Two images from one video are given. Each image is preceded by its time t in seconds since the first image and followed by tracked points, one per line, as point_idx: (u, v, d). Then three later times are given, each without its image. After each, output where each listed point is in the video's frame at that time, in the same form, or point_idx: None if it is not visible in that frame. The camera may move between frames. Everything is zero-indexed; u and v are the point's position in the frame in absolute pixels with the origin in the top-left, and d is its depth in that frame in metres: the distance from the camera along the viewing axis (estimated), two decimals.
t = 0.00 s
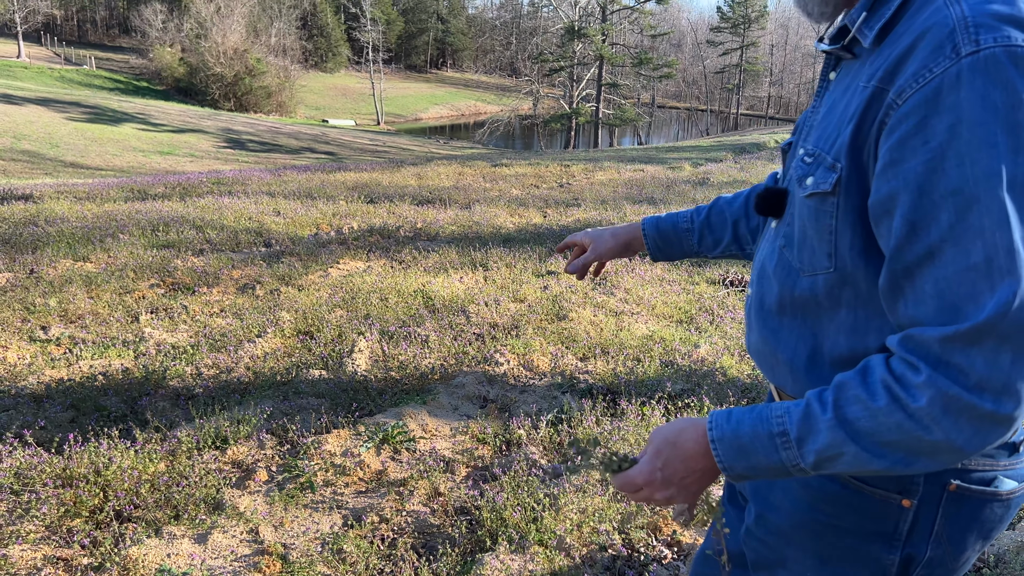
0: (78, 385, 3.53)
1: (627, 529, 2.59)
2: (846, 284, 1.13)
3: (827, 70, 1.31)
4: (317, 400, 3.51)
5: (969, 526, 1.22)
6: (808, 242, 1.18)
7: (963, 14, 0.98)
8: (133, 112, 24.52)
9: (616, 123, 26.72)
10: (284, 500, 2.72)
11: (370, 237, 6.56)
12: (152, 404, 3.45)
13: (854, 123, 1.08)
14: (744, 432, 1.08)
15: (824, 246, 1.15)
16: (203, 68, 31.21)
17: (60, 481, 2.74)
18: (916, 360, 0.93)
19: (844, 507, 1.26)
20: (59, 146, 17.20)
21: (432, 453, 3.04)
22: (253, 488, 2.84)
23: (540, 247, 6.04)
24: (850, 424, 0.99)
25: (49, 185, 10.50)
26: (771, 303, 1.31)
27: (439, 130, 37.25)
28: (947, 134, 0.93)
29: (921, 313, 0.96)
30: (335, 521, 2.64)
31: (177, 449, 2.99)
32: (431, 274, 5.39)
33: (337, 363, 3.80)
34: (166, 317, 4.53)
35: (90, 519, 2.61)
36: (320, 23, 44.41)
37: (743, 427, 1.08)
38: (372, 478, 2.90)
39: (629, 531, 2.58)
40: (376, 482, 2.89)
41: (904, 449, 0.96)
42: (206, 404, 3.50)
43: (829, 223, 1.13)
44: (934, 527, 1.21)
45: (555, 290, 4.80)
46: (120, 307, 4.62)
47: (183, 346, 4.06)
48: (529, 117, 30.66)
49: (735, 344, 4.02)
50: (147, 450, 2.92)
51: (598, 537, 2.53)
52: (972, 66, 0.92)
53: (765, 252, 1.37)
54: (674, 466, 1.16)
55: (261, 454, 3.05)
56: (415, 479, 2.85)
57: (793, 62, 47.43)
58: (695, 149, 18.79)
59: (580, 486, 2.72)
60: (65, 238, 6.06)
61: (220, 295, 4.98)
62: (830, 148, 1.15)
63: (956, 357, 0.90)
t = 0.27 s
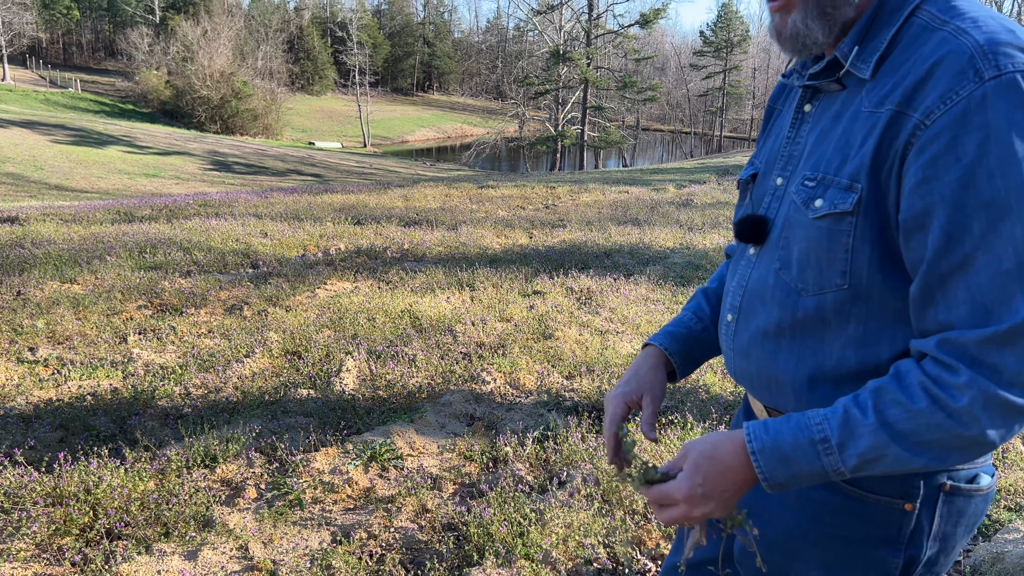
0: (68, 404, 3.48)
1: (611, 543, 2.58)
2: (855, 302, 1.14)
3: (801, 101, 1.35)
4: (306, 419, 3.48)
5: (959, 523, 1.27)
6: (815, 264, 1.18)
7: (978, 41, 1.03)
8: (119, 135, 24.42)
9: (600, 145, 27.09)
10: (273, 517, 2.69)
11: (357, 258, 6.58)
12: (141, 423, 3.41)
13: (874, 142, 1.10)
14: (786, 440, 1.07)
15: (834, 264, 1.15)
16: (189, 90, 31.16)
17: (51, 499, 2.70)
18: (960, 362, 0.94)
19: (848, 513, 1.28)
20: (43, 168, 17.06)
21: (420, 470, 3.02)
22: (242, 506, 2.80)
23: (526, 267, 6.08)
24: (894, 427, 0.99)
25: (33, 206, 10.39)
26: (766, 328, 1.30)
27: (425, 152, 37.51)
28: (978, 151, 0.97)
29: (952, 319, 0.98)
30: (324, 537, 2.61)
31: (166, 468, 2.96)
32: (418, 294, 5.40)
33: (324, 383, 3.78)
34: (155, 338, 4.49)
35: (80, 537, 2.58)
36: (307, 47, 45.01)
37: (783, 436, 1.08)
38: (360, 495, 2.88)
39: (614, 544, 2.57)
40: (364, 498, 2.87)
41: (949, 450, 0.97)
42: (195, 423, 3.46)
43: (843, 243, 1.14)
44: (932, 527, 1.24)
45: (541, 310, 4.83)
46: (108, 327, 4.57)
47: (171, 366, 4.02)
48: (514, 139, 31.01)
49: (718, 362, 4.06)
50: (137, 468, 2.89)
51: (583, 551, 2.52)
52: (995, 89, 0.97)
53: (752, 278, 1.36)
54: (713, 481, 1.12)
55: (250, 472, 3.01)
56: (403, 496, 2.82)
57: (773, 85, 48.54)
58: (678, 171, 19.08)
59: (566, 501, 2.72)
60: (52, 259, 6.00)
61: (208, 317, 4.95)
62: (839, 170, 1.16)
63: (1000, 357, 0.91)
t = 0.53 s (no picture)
0: (35, 439, 3.37)
1: (580, 568, 2.55)
2: (832, 334, 1.20)
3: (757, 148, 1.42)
4: (276, 449, 3.42)
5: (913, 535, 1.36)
6: (795, 300, 1.23)
7: (945, 93, 1.13)
8: (85, 164, 23.94)
9: (570, 173, 27.55)
10: (244, 548, 2.63)
11: (328, 287, 6.55)
12: (110, 456, 3.31)
13: (856, 186, 1.16)
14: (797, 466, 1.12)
15: (817, 300, 1.20)
16: (157, 119, 30.90)
17: (19, 535, 2.62)
18: (956, 387, 1.01)
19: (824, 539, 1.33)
20: (3, 198, 16.60)
21: (390, 499, 2.99)
22: (212, 538, 2.72)
23: (497, 295, 6.13)
24: (897, 447, 1.06)
25: None
26: (741, 362, 1.34)
27: (397, 180, 37.58)
28: (955, 193, 1.05)
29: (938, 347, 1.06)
30: (294, 568, 2.56)
31: (135, 501, 2.88)
32: (389, 323, 5.39)
33: (294, 414, 3.73)
34: (123, 370, 4.37)
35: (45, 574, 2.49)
36: (278, 76, 44.83)
37: (792, 461, 1.13)
38: (331, 525, 2.83)
39: (582, 569, 2.55)
40: (335, 529, 2.82)
41: (945, 466, 1.05)
42: (164, 456, 3.37)
43: (824, 279, 1.19)
44: (894, 541, 1.32)
45: (511, 338, 4.86)
46: (75, 360, 4.45)
47: (141, 398, 3.93)
48: (486, 167, 31.35)
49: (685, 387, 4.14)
50: (105, 502, 2.81)
51: None
52: (968, 137, 1.06)
53: (718, 313, 1.40)
54: (727, 506, 1.17)
55: (220, 504, 2.94)
56: (373, 525, 2.79)
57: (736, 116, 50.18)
58: (647, 198, 19.48)
59: (535, 527, 2.71)
60: (17, 292, 5.85)
61: (178, 348, 4.85)
62: (814, 211, 1.23)
63: (988, 376, 1.01)
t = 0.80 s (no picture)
0: None
1: None
2: (774, 378, 1.29)
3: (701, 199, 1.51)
4: (236, 491, 3.32)
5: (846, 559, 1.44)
6: (741, 345, 1.30)
7: (878, 158, 1.25)
8: (36, 201, 23.13)
9: (533, 206, 27.98)
10: None
11: (289, 324, 6.46)
12: (64, 502, 3.21)
13: (800, 240, 1.25)
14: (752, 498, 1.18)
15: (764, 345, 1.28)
16: (114, 155, 30.32)
17: None
18: (894, 426, 1.11)
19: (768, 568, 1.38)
20: None
21: (351, 540, 2.93)
22: None
23: (460, 330, 6.16)
24: (842, 482, 1.13)
25: None
26: (689, 404, 1.40)
27: (360, 214, 37.45)
28: (892, 250, 1.14)
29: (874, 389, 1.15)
30: None
31: (91, 548, 2.83)
32: (351, 360, 5.33)
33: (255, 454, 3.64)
34: (79, 413, 4.21)
35: None
36: (238, 111, 44.54)
37: (749, 496, 1.19)
38: (291, 567, 2.77)
39: None
40: (295, 571, 2.76)
41: (883, 499, 1.14)
42: (121, 500, 3.27)
43: (769, 327, 1.27)
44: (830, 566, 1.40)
45: (474, 373, 4.87)
46: (28, 405, 4.29)
47: (97, 441, 3.80)
48: (449, 201, 31.58)
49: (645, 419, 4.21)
50: (60, 549, 2.78)
51: None
52: (900, 201, 1.17)
53: (666, 355, 1.46)
54: (685, 535, 1.22)
55: (178, 548, 2.84)
56: (335, 567, 2.73)
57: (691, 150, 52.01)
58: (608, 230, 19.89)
59: (496, 565, 2.69)
60: None
61: (135, 389, 4.70)
62: (760, 262, 1.31)
63: (921, 416, 1.12)
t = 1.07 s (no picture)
0: None
1: None
2: (724, 415, 1.37)
3: (655, 241, 1.59)
4: (201, 531, 3.24)
5: None
6: (690, 384, 1.38)
7: (819, 207, 1.34)
8: None
9: (501, 235, 28.17)
10: None
11: (254, 359, 6.35)
12: (22, 547, 3.12)
13: (746, 284, 1.33)
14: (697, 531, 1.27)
15: (712, 385, 1.36)
16: (75, 188, 29.56)
17: None
18: (832, 463, 1.20)
19: None
20: None
21: None
22: None
23: (428, 362, 6.14)
24: (781, 514, 1.23)
25: None
26: (642, 439, 1.48)
27: (327, 245, 37.12)
28: (832, 297, 1.22)
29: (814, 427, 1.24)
30: None
31: None
32: (317, 395, 5.25)
33: (220, 492, 3.55)
34: (37, 455, 4.11)
35: None
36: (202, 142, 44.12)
37: (693, 526, 1.28)
38: None
39: None
40: None
41: (820, 531, 1.23)
42: (82, 544, 3.17)
43: (716, 367, 1.35)
44: None
45: (442, 406, 4.84)
46: None
47: (57, 484, 3.70)
48: (417, 231, 31.62)
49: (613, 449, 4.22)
50: None
51: None
52: (840, 248, 1.25)
53: (621, 392, 1.54)
54: (634, 563, 1.31)
55: None
56: None
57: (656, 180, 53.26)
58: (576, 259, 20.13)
59: None
60: None
61: (96, 428, 4.59)
62: (709, 304, 1.38)
63: (858, 453, 1.21)
